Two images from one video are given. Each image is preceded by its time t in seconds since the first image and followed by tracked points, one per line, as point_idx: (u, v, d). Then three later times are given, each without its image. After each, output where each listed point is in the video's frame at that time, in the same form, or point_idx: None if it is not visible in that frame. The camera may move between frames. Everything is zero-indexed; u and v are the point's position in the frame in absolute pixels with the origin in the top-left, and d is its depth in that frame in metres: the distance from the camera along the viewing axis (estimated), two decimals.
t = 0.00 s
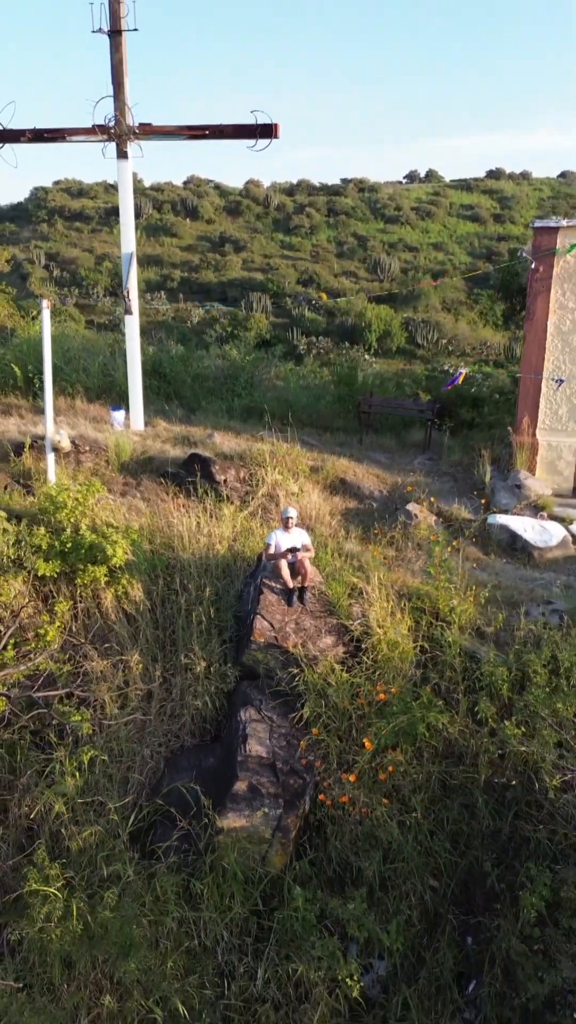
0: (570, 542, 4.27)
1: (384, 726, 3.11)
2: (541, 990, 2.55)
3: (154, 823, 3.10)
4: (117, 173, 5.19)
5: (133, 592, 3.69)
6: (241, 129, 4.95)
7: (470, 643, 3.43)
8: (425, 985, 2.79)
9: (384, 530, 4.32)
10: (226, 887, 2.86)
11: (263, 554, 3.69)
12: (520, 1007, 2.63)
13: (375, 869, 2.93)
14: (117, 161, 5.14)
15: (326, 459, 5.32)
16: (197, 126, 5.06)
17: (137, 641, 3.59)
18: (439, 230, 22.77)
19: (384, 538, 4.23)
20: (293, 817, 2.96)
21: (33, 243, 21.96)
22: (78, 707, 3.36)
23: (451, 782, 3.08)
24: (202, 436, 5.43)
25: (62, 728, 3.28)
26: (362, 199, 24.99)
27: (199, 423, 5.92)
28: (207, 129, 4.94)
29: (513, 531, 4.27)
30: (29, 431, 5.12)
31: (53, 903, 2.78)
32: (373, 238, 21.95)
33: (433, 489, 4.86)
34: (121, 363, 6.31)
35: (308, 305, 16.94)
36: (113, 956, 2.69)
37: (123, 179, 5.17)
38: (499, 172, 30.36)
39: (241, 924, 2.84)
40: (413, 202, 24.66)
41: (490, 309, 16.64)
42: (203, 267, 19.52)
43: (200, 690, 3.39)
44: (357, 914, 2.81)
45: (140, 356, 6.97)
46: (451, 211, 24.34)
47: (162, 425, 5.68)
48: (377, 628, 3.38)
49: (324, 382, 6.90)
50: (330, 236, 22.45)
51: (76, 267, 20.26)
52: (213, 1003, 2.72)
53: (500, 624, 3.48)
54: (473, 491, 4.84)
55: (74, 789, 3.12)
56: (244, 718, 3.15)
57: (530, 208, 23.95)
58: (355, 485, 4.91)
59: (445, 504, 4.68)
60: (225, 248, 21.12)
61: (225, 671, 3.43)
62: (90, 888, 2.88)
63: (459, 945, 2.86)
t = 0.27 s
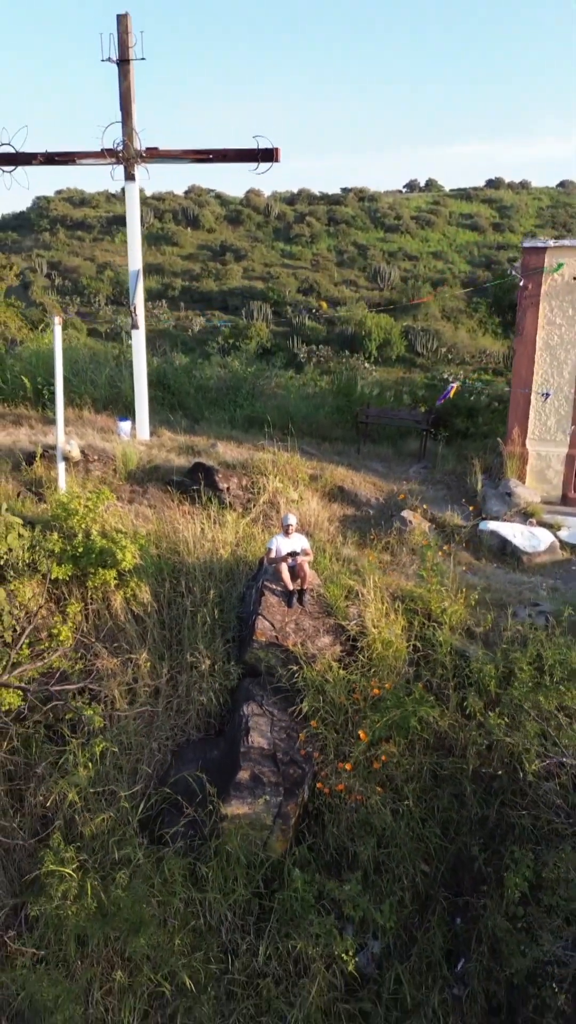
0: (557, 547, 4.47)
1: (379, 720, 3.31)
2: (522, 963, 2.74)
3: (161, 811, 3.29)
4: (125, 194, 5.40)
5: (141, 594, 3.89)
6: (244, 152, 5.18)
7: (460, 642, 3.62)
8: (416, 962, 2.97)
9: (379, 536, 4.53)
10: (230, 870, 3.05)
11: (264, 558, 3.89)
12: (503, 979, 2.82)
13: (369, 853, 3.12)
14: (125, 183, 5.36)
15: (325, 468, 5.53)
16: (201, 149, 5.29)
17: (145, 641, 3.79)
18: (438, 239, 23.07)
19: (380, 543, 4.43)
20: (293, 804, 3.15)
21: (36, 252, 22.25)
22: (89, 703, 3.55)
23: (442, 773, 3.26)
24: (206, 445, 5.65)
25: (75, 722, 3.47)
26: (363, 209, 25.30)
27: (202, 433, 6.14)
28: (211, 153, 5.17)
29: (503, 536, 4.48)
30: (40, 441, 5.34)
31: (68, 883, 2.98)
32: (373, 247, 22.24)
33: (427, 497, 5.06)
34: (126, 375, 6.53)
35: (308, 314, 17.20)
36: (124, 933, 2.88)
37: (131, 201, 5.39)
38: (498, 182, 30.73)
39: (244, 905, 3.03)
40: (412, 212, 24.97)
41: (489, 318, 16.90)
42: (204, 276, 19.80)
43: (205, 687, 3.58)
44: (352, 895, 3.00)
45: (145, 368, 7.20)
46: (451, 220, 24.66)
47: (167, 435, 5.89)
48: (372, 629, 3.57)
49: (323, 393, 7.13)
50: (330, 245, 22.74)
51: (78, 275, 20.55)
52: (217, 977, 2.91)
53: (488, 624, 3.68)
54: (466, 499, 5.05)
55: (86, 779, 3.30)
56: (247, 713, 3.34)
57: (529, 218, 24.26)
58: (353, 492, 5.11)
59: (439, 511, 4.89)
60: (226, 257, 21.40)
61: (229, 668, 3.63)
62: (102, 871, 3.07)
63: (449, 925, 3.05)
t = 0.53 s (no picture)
0: (545, 552, 4.68)
1: (373, 714, 3.51)
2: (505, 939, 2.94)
3: (169, 799, 3.49)
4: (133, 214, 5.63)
5: (149, 596, 4.10)
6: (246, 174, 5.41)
7: (451, 641, 3.83)
8: (407, 939, 3.17)
9: (375, 541, 4.74)
10: (233, 853, 3.25)
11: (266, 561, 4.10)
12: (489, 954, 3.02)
13: (365, 839, 3.32)
14: (132, 203, 5.59)
15: (323, 475, 5.75)
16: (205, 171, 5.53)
17: (153, 640, 4.00)
18: (438, 247, 23.36)
19: (376, 547, 4.64)
20: (293, 792, 3.35)
21: (37, 260, 22.54)
22: (100, 697, 3.76)
23: (433, 763, 3.45)
24: (209, 453, 5.87)
25: (87, 716, 3.68)
26: (362, 217, 25.59)
27: (206, 441, 6.37)
28: (214, 174, 5.41)
29: (493, 541, 4.69)
30: (49, 450, 5.55)
31: (82, 865, 3.18)
32: (373, 255, 22.52)
33: (421, 503, 5.28)
34: (132, 386, 6.76)
35: (308, 321, 17.46)
36: (134, 911, 3.09)
37: (138, 220, 5.62)
38: (497, 190, 31.08)
39: (247, 886, 3.22)
40: (412, 220, 25.27)
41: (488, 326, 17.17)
42: (205, 284, 20.07)
43: (209, 683, 3.79)
44: (348, 877, 3.20)
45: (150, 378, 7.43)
46: (450, 229, 24.96)
47: (171, 443, 6.11)
48: (368, 628, 3.78)
49: (322, 402, 7.35)
50: (330, 253, 23.02)
51: (79, 283, 20.83)
52: (222, 953, 3.12)
53: (478, 624, 3.88)
54: (459, 505, 5.26)
55: (98, 769, 3.51)
56: (249, 706, 3.55)
57: (528, 226, 24.57)
58: (350, 499, 5.33)
59: (433, 517, 5.10)
60: (226, 265, 21.67)
61: (232, 665, 3.83)
62: (114, 853, 3.26)
63: (439, 905, 3.25)
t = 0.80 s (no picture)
0: (534, 556, 4.89)
1: (369, 709, 3.73)
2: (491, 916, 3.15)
3: (176, 789, 3.70)
4: (140, 233, 5.87)
5: (156, 597, 4.33)
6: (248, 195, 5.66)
7: (443, 640, 4.04)
8: (400, 919, 3.38)
9: (372, 546, 4.96)
10: (237, 839, 3.46)
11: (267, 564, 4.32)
12: (476, 931, 3.23)
13: (361, 826, 3.53)
14: (140, 223, 5.83)
15: (322, 483, 5.98)
16: (209, 191, 5.77)
17: (160, 639, 4.21)
18: (437, 255, 23.66)
19: (373, 552, 4.86)
20: (293, 782, 3.56)
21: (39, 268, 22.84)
22: (111, 694, 3.97)
23: (425, 754, 3.66)
24: (212, 462, 6.09)
25: (98, 711, 3.89)
26: (362, 225, 25.89)
27: (209, 450, 6.59)
28: (218, 195, 5.65)
29: (485, 546, 4.91)
30: (59, 459, 5.78)
31: (96, 849, 3.39)
32: (373, 263, 22.81)
33: (417, 510, 5.50)
34: (137, 396, 6.99)
35: (309, 329, 17.72)
36: (144, 891, 3.30)
37: (145, 239, 5.85)
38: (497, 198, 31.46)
39: (250, 870, 3.43)
40: (412, 228, 25.59)
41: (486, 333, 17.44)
42: (206, 292, 20.35)
43: (214, 679, 4.01)
44: (345, 860, 3.41)
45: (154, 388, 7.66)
46: (450, 237, 25.27)
47: (176, 452, 6.34)
48: (364, 628, 4.00)
49: (321, 412, 7.59)
50: (330, 260, 23.31)
51: (80, 291, 21.12)
52: (227, 931, 3.33)
53: (468, 624, 4.10)
54: (453, 512, 5.48)
55: (109, 761, 3.71)
56: (252, 701, 3.77)
57: (527, 234, 24.88)
58: (348, 506, 5.55)
59: (427, 523, 5.32)
60: (227, 273, 21.96)
61: (235, 663, 4.05)
62: (125, 838, 3.48)
63: (430, 888, 3.46)
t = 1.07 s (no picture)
0: (523, 561, 5.12)
1: (365, 705, 3.95)
2: (478, 897, 3.37)
3: (182, 780, 3.92)
4: (146, 251, 6.12)
5: (163, 600, 4.55)
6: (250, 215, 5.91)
7: (435, 640, 4.27)
8: (394, 902, 3.60)
9: (369, 551, 5.19)
10: (241, 827, 3.68)
11: (269, 568, 4.54)
12: (465, 912, 3.45)
13: (357, 814, 3.75)
14: (146, 242, 6.08)
15: (321, 490, 6.21)
16: (213, 211, 6.02)
17: (167, 639, 4.44)
18: (436, 262, 24.00)
19: (369, 557, 5.09)
20: (293, 773, 3.78)
21: (42, 276, 23.16)
22: (121, 691, 4.19)
23: (418, 747, 3.88)
24: (216, 470, 6.33)
25: (109, 707, 4.10)
26: (362, 234, 26.21)
27: (212, 458, 6.84)
28: (221, 215, 5.90)
29: (476, 551, 5.14)
30: (68, 467, 6.01)
31: (108, 835, 3.61)
32: (372, 271, 23.12)
33: (412, 517, 5.73)
34: (143, 406, 7.23)
35: (309, 337, 18.00)
36: (154, 874, 3.52)
37: (151, 257, 6.10)
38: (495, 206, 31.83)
39: (252, 856, 3.64)
40: (411, 237, 25.93)
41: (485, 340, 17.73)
42: (207, 301, 20.64)
43: (218, 677, 4.23)
44: (342, 846, 3.62)
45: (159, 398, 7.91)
46: (449, 245, 25.61)
47: (180, 461, 6.58)
48: (360, 628, 4.22)
49: (321, 421, 7.83)
50: (330, 268, 23.61)
51: (82, 298, 21.42)
52: (231, 913, 3.55)
53: (459, 625, 4.33)
54: (446, 518, 5.72)
55: (119, 754, 3.93)
56: (254, 697, 3.99)
57: (526, 241, 25.22)
58: (346, 512, 5.78)
59: (422, 529, 5.55)
60: (227, 280, 22.25)
61: (239, 662, 4.27)
62: (136, 826, 3.69)
63: (422, 873, 3.67)
